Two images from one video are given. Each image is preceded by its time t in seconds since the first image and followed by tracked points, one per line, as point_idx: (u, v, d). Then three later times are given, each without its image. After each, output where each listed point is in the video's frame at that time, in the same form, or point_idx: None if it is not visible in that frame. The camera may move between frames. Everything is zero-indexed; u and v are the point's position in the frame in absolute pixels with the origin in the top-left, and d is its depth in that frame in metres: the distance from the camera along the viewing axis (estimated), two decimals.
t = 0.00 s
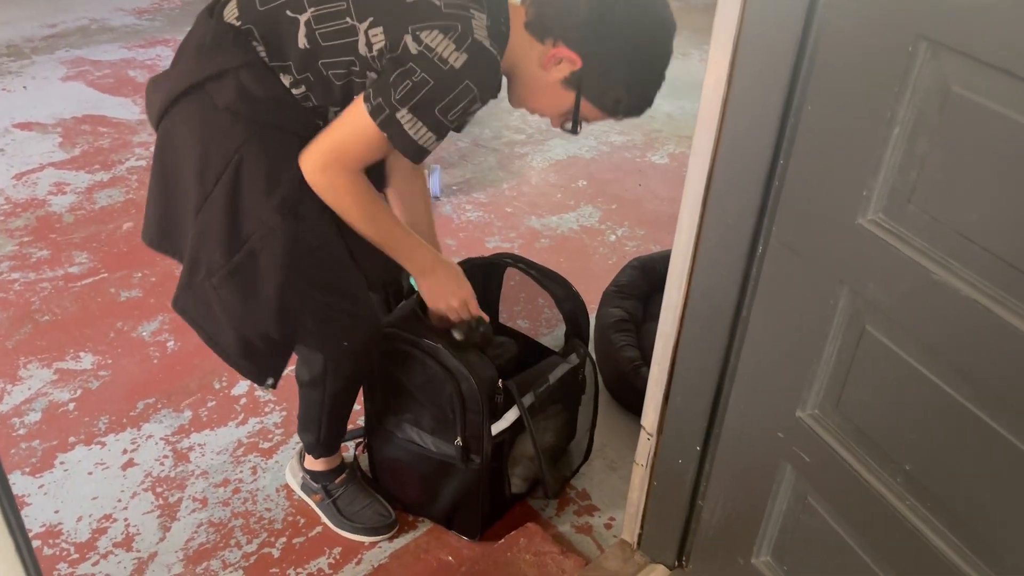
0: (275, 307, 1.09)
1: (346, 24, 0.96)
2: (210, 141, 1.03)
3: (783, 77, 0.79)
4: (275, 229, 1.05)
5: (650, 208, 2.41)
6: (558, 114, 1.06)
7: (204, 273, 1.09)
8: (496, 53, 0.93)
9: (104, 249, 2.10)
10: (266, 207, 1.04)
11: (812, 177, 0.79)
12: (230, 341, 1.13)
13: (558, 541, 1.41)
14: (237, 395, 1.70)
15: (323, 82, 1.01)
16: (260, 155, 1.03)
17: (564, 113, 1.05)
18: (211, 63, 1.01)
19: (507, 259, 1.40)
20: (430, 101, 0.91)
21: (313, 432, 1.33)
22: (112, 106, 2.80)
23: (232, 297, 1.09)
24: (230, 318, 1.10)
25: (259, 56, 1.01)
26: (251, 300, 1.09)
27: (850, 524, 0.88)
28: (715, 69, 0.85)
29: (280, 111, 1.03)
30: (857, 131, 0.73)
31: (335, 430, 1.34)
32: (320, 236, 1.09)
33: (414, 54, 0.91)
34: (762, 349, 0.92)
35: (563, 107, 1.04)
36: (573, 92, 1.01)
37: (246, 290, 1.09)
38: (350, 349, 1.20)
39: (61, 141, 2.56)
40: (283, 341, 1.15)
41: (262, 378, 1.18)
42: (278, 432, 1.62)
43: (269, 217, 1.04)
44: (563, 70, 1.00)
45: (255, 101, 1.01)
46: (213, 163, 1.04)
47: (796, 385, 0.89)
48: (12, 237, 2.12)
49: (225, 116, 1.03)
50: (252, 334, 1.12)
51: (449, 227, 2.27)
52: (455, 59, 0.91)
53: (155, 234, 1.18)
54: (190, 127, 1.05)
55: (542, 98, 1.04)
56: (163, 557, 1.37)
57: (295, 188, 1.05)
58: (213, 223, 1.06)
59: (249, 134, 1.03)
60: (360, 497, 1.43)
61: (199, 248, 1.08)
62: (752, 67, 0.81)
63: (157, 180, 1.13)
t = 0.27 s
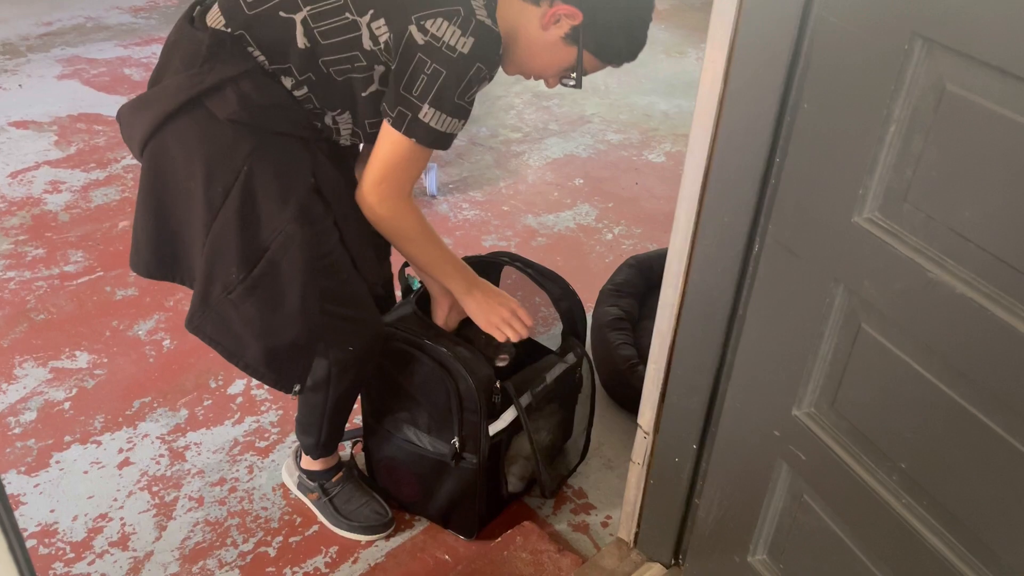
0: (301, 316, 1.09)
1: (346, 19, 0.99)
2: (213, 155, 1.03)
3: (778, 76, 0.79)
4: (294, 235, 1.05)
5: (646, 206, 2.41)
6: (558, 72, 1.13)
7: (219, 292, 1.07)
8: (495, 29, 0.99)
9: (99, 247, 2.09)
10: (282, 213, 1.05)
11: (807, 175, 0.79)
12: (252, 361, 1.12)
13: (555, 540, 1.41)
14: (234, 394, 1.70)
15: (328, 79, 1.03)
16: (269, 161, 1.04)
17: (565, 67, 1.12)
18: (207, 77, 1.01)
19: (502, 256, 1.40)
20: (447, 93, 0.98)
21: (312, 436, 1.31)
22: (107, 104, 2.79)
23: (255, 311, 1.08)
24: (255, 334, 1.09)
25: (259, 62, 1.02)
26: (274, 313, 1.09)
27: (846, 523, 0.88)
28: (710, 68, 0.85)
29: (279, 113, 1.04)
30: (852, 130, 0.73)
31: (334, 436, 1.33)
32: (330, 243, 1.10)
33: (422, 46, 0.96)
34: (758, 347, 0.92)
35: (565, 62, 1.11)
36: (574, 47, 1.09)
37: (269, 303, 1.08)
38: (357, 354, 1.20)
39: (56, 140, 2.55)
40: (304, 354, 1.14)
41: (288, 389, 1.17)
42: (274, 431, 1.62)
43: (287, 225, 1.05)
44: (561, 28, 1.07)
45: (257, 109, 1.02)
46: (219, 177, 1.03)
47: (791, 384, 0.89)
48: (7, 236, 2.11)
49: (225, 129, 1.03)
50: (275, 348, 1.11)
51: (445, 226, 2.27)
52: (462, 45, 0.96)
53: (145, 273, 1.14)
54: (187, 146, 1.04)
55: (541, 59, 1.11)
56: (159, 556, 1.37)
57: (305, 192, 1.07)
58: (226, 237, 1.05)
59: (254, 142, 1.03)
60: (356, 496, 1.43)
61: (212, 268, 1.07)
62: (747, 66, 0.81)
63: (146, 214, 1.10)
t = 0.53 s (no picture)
0: (305, 314, 1.09)
1: (355, 20, 0.99)
2: (216, 153, 1.02)
3: (777, 76, 0.79)
4: (298, 234, 1.05)
5: (645, 206, 2.41)
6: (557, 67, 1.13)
7: (223, 290, 1.07)
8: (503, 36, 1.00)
9: (98, 247, 2.09)
10: (286, 212, 1.05)
11: (805, 175, 0.79)
12: (255, 358, 1.11)
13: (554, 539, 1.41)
14: (233, 394, 1.70)
15: (336, 78, 1.04)
16: (272, 161, 1.04)
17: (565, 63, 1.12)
18: (213, 75, 1.00)
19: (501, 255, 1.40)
20: (455, 97, 0.99)
21: (312, 437, 1.31)
22: (105, 104, 2.79)
23: (259, 309, 1.07)
24: (259, 331, 1.08)
25: (265, 60, 1.03)
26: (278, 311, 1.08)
27: (844, 523, 0.88)
28: (709, 69, 0.85)
29: (281, 110, 1.04)
30: (850, 130, 0.73)
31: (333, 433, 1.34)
32: (332, 241, 1.10)
33: (431, 50, 0.96)
34: (757, 347, 0.93)
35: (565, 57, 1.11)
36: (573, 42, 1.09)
37: (273, 301, 1.08)
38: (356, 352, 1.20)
39: (55, 140, 2.55)
40: (306, 351, 1.14)
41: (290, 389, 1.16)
42: (274, 431, 1.62)
43: (290, 223, 1.05)
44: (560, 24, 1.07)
45: (260, 107, 1.02)
46: (223, 175, 1.03)
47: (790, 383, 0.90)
48: (6, 236, 2.11)
49: (229, 127, 1.02)
50: (278, 346, 1.10)
51: (444, 225, 2.26)
52: (472, 51, 0.97)
53: (144, 268, 1.12)
54: (190, 144, 1.02)
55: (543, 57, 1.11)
56: (159, 556, 1.37)
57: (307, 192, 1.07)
58: (230, 236, 1.04)
59: (257, 141, 1.03)
60: (355, 496, 1.43)
61: (216, 265, 1.06)
62: (745, 66, 0.81)
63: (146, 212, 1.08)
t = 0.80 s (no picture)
0: (292, 306, 1.08)
1: (360, 30, 0.99)
2: (213, 141, 1.03)
3: (776, 75, 0.79)
4: (287, 226, 1.05)
5: (644, 205, 2.41)
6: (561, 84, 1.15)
7: (213, 276, 1.07)
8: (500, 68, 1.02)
9: (97, 247, 2.09)
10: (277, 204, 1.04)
11: (805, 175, 0.79)
12: (243, 344, 1.11)
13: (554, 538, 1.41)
14: (233, 393, 1.70)
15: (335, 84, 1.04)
16: (267, 153, 1.04)
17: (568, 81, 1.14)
18: (216, 64, 1.01)
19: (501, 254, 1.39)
20: (448, 122, 1.00)
21: (308, 432, 1.31)
22: (104, 103, 2.78)
23: (247, 297, 1.07)
24: (246, 318, 1.08)
25: (268, 56, 1.03)
26: (264, 300, 1.08)
27: (844, 522, 0.88)
28: (709, 68, 0.85)
29: (283, 108, 1.04)
30: (850, 129, 0.73)
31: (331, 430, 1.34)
32: (326, 235, 1.10)
33: (430, 74, 0.97)
34: (757, 347, 0.93)
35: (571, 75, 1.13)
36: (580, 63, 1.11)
37: (260, 290, 1.07)
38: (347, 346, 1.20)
39: (54, 139, 2.55)
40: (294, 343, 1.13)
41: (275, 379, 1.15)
42: (273, 430, 1.62)
43: (280, 216, 1.05)
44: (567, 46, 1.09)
45: (260, 99, 1.02)
46: (218, 163, 1.03)
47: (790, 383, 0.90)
48: (5, 235, 2.11)
49: (228, 117, 1.03)
50: (265, 337, 1.10)
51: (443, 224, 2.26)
52: (469, 82, 0.98)
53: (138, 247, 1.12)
54: (188, 129, 1.03)
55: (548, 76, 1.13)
56: (158, 556, 1.37)
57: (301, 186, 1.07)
58: (222, 223, 1.04)
59: (254, 133, 1.03)
60: (355, 495, 1.43)
61: (208, 251, 1.06)
62: (745, 65, 0.81)
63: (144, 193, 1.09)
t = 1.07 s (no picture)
0: (266, 286, 1.07)
1: (360, 24, 1.00)
2: (206, 113, 1.01)
3: (775, 71, 0.79)
4: (267, 208, 1.03)
5: (644, 202, 2.41)
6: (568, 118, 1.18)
7: (198, 244, 1.07)
8: (487, 85, 1.04)
9: (96, 245, 2.09)
10: (258, 183, 1.03)
11: (804, 172, 0.79)
12: (221, 315, 1.12)
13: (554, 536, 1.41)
14: (232, 391, 1.69)
15: (326, 75, 1.04)
16: (256, 134, 1.02)
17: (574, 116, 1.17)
18: (218, 39, 1.00)
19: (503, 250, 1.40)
20: (424, 123, 1.01)
21: (301, 426, 1.32)
22: (103, 101, 2.78)
23: (226, 271, 1.07)
24: (224, 292, 1.09)
25: (269, 39, 1.02)
26: (241, 277, 1.07)
27: (844, 519, 0.88)
28: (708, 64, 0.85)
29: (278, 92, 1.04)
30: (850, 126, 0.73)
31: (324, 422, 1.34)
32: (312, 218, 1.09)
33: (414, 73, 0.99)
34: (757, 345, 0.92)
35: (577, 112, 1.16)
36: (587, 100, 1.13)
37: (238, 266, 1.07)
38: (330, 330, 1.20)
39: (53, 137, 2.55)
40: (273, 322, 1.13)
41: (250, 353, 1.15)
42: (273, 429, 1.62)
43: (261, 196, 1.03)
44: (573, 83, 1.12)
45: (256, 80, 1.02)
46: (208, 136, 1.02)
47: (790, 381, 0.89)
48: (4, 234, 2.11)
49: (223, 91, 1.01)
50: (242, 313, 1.10)
51: (443, 222, 2.26)
52: (450, 89, 1.00)
53: (138, 206, 1.13)
54: (185, 98, 1.02)
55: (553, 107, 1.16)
56: (158, 554, 1.37)
57: (287, 169, 1.05)
58: (207, 194, 1.04)
59: (246, 111, 1.02)
60: (354, 493, 1.42)
61: (195, 219, 1.06)
62: (743, 61, 0.81)
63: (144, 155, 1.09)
